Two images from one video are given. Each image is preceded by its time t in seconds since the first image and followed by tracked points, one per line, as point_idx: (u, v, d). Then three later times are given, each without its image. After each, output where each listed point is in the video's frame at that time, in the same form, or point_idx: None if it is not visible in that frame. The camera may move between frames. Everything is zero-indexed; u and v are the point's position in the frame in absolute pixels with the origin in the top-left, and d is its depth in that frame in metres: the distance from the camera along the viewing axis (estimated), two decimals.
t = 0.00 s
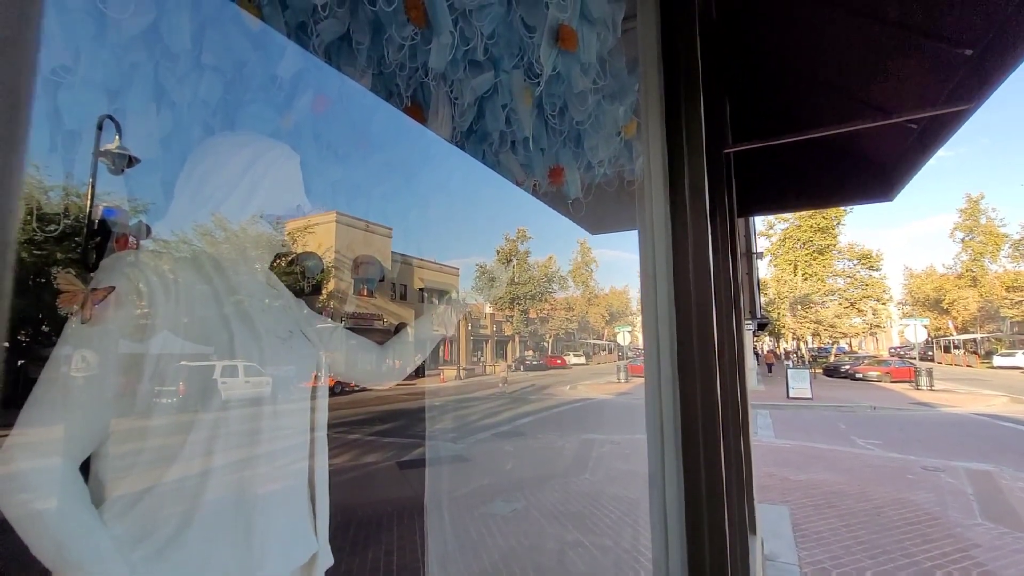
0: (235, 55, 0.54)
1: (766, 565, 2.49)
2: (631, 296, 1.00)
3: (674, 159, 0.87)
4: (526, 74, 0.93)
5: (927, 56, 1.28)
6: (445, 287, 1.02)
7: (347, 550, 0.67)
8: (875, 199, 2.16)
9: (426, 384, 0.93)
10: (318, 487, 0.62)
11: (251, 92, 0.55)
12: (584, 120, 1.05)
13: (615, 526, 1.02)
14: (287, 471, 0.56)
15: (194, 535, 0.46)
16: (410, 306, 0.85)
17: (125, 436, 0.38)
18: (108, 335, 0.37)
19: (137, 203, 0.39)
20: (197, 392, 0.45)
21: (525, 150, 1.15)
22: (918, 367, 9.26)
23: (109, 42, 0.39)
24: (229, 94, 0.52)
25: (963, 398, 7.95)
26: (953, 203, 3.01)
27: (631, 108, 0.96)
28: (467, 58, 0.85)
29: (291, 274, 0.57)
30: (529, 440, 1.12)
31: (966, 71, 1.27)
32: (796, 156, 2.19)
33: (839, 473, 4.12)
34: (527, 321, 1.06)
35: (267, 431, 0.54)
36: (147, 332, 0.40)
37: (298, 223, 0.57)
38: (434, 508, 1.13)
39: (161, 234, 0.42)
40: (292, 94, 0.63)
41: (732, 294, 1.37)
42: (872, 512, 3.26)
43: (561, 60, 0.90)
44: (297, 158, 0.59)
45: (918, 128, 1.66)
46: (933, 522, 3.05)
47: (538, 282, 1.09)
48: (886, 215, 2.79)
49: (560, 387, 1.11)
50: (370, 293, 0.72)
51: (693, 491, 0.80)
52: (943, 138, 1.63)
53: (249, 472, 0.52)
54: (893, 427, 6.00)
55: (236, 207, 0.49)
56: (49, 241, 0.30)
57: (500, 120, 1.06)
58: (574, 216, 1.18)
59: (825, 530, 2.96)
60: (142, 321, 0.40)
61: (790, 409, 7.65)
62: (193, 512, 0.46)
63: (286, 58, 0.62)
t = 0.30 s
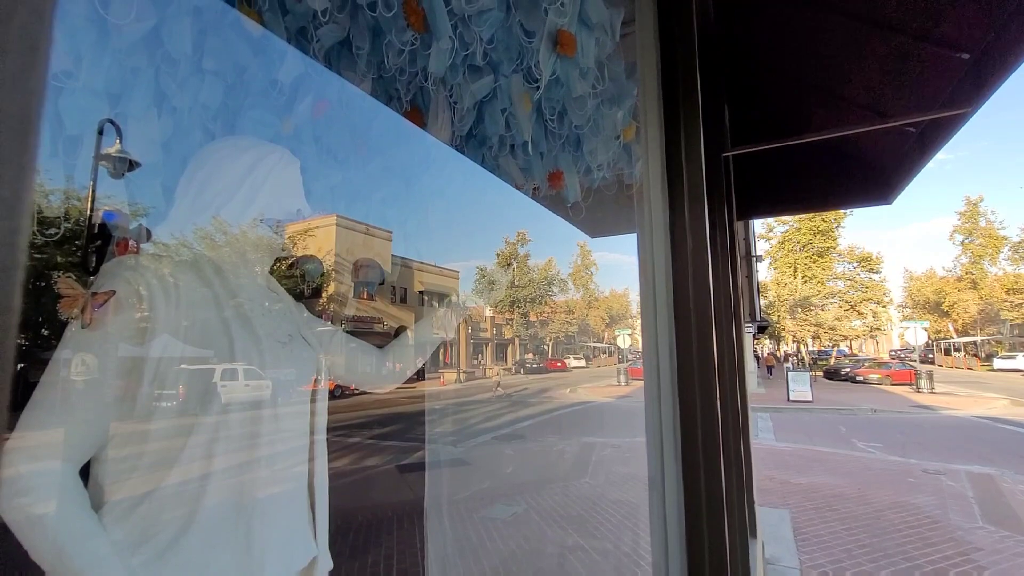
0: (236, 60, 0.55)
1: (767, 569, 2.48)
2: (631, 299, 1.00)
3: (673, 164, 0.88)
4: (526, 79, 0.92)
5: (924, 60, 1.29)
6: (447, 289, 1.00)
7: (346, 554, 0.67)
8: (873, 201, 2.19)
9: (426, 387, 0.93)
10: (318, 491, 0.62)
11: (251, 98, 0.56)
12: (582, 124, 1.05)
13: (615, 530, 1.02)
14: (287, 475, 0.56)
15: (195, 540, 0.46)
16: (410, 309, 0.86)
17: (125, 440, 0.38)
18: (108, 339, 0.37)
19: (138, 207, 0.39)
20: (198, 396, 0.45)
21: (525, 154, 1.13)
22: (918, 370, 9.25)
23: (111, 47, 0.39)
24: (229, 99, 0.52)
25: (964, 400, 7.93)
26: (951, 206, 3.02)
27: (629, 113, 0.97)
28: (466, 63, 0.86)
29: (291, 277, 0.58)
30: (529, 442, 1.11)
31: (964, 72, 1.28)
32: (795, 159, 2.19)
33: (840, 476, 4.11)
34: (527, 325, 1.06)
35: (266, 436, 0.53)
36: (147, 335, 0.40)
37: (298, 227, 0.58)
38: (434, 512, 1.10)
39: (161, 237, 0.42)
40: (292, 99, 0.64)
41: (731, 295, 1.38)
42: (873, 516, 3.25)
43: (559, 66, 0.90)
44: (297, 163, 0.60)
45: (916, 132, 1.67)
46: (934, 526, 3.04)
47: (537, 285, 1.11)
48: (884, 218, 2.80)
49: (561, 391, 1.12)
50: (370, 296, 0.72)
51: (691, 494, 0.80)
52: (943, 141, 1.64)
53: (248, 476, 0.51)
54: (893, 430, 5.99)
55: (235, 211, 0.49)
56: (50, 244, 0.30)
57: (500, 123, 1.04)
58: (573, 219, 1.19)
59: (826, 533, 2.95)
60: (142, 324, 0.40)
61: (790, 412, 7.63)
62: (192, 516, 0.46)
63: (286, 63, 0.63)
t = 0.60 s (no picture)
0: (236, 66, 0.55)
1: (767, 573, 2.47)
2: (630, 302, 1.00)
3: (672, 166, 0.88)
4: (524, 83, 0.93)
5: (921, 66, 1.30)
6: (448, 292, 1.01)
7: (344, 559, 0.66)
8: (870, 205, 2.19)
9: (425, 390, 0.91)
10: (316, 495, 0.62)
11: (251, 102, 0.56)
12: (580, 129, 1.05)
13: (615, 534, 1.01)
14: (283, 480, 0.56)
15: (193, 545, 0.46)
16: (410, 313, 0.86)
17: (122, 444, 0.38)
18: (107, 344, 0.37)
19: (137, 211, 0.39)
20: (196, 400, 0.45)
21: (524, 158, 1.14)
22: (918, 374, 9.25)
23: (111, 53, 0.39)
24: (229, 105, 0.53)
25: (964, 404, 7.92)
26: (950, 209, 3.02)
27: (628, 117, 0.96)
28: (465, 68, 0.86)
29: (290, 280, 0.59)
30: (529, 446, 1.12)
31: (963, 78, 1.29)
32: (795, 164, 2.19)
33: (840, 480, 4.10)
34: (526, 328, 1.06)
35: (263, 440, 0.53)
36: (146, 338, 0.40)
37: (298, 230, 0.58)
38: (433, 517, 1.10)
39: (161, 240, 0.42)
40: (291, 104, 0.65)
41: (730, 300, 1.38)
42: (873, 520, 3.24)
43: (558, 70, 0.93)
44: (296, 168, 0.60)
45: (913, 137, 1.67)
46: (934, 530, 3.03)
47: (537, 288, 1.11)
48: (882, 222, 2.81)
49: (561, 394, 1.11)
50: (370, 299, 0.72)
51: (688, 495, 0.80)
52: (939, 146, 1.65)
53: (246, 481, 0.51)
54: (893, 433, 5.98)
55: (235, 215, 0.50)
56: (50, 247, 0.31)
57: (498, 128, 1.05)
58: (571, 223, 1.18)
59: (827, 538, 2.94)
60: (141, 328, 0.40)
61: (790, 415, 7.62)
62: (190, 521, 0.45)
63: (285, 68, 0.64)
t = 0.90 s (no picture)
0: (235, 71, 0.55)
1: None
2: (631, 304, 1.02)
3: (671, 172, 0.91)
4: (523, 88, 0.93)
5: (919, 70, 1.30)
6: (445, 295, 1.00)
7: (342, 564, 0.66)
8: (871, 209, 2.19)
9: (425, 394, 0.91)
10: (314, 500, 0.61)
11: (250, 107, 0.56)
12: (580, 133, 1.06)
13: (616, 538, 1.02)
14: (279, 484, 0.56)
15: (188, 549, 0.46)
16: (410, 316, 0.86)
17: (119, 449, 0.38)
18: (106, 348, 0.37)
19: (137, 214, 0.40)
20: (195, 403, 0.45)
21: (522, 162, 1.13)
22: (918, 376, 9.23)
23: (110, 59, 0.39)
24: (229, 109, 0.53)
25: (965, 407, 7.91)
26: (949, 211, 3.02)
27: (627, 122, 1.01)
28: (464, 72, 0.85)
29: (290, 284, 0.57)
30: (529, 449, 1.11)
31: (961, 82, 1.28)
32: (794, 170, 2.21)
33: (840, 484, 4.09)
34: (526, 331, 1.06)
35: (261, 444, 0.53)
36: (144, 341, 0.40)
37: (301, 233, 0.57)
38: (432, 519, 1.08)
39: (161, 241, 0.43)
40: (291, 108, 0.64)
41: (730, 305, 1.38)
42: (874, 524, 3.23)
43: (556, 75, 0.92)
44: (296, 172, 0.60)
45: (913, 139, 1.68)
46: (935, 534, 3.02)
47: (537, 291, 1.10)
48: (881, 225, 2.81)
49: (561, 397, 1.10)
50: (371, 302, 0.71)
51: (688, 504, 0.81)
52: (937, 151, 1.64)
53: (243, 485, 0.51)
54: (894, 436, 5.97)
55: (236, 217, 0.50)
56: (51, 251, 0.32)
57: (497, 132, 1.03)
58: (572, 227, 1.18)
59: (827, 542, 2.93)
60: (141, 331, 0.40)
61: (790, 419, 7.61)
62: (187, 524, 0.45)
63: (285, 73, 0.64)
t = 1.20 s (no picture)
0: (235, 75, 0.55)
1: None
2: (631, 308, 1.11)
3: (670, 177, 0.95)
4: (522, 93, 0.93)
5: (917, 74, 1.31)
6: (445, 297, 0.96)
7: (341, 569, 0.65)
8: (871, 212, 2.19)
9: (426, 398, 0.90)
10: (313, 505, 0.61)
11: (251, 111, 0.56)
12: (579, 137, 1.09)
13: (615, 542, 1.07)
14: (278, 488, 0.56)
15: (186, 554, 0.46)
16: (409, 319, 0.85)
17: (115, 456, 0.38)
18: (105, 351, 0.38)
19: (136, 217, 0.39)
20: (194, 407, 0.45)
21: (523, 166, 1.13)
22: (918, 380, 9.22)
23: (110, 65, 0.40)
24: (229, 113, 0.52)
25: (965, 410, 7.89)
26: (948, 214, 3.02)
27: (626, 126, 1.05)
28: (464, 77, 0.86)
29: (291, 288, 0.57)
30: (529, 453, 1.05)
31: (959, 86, 1.30)
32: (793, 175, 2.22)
33: (841, 488, 4.08)
34: (526, 335, 1.04)
35: (259, 448, 0.53)
36: (143, 344, 0.40)
37: (300, 236, 0.57)
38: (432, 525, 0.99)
39: (161, 244, 0.42)
40: (291, 113, 0.63)
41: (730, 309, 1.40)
42: (875, 528, 3.22)
43: (556, 80, 0.93)
44: (295, 177, 0.59)
45: (912, 144, 1.68)
46: (936, 539, 3.01)
47: (537, 294, 1.07)
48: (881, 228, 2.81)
49: (561, 401, 1.08)
50: (371, 306, 0.71)
51: (688, 506, 0.84)
52: (934, 156, 1.65)
53: (241, 489, 0.51)
54: (894, 440, 5.96)
55: (235, 221, 0.50)
56: (50, 255, 0.33)
57: (496, 137, 1.04)
58: (570, 231, 1.19)
59: (828, 547, 2.91)
60: (140, 334, 0.40)
61: (790, 422, 7.60)
62: (186, 528, 0.45)
63: (286, 77, 0.63)
